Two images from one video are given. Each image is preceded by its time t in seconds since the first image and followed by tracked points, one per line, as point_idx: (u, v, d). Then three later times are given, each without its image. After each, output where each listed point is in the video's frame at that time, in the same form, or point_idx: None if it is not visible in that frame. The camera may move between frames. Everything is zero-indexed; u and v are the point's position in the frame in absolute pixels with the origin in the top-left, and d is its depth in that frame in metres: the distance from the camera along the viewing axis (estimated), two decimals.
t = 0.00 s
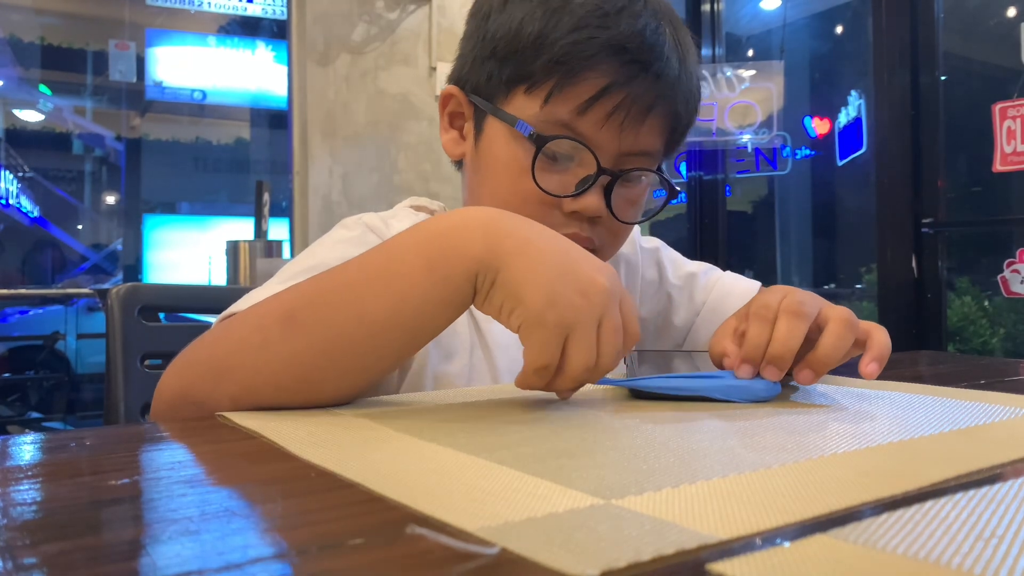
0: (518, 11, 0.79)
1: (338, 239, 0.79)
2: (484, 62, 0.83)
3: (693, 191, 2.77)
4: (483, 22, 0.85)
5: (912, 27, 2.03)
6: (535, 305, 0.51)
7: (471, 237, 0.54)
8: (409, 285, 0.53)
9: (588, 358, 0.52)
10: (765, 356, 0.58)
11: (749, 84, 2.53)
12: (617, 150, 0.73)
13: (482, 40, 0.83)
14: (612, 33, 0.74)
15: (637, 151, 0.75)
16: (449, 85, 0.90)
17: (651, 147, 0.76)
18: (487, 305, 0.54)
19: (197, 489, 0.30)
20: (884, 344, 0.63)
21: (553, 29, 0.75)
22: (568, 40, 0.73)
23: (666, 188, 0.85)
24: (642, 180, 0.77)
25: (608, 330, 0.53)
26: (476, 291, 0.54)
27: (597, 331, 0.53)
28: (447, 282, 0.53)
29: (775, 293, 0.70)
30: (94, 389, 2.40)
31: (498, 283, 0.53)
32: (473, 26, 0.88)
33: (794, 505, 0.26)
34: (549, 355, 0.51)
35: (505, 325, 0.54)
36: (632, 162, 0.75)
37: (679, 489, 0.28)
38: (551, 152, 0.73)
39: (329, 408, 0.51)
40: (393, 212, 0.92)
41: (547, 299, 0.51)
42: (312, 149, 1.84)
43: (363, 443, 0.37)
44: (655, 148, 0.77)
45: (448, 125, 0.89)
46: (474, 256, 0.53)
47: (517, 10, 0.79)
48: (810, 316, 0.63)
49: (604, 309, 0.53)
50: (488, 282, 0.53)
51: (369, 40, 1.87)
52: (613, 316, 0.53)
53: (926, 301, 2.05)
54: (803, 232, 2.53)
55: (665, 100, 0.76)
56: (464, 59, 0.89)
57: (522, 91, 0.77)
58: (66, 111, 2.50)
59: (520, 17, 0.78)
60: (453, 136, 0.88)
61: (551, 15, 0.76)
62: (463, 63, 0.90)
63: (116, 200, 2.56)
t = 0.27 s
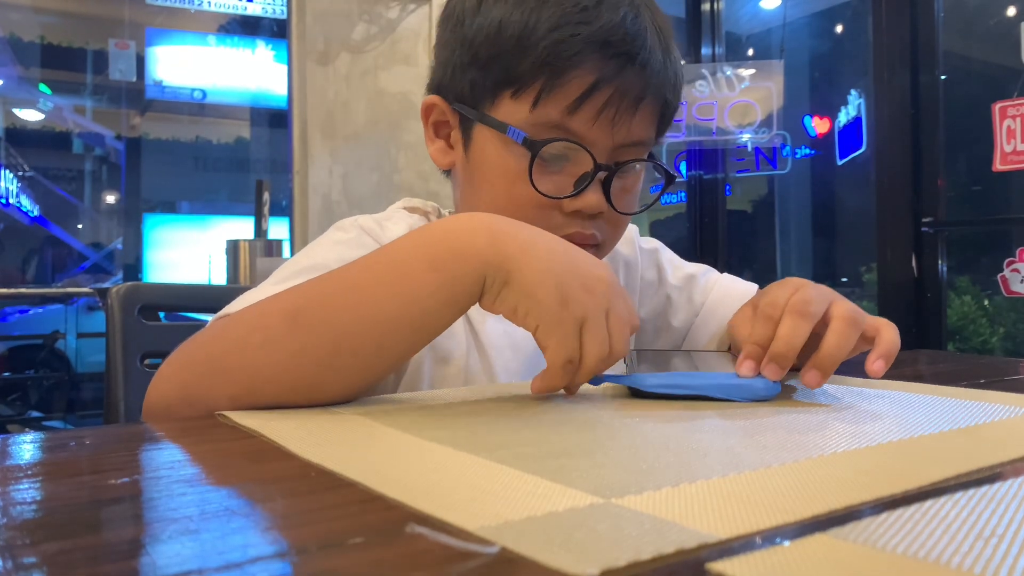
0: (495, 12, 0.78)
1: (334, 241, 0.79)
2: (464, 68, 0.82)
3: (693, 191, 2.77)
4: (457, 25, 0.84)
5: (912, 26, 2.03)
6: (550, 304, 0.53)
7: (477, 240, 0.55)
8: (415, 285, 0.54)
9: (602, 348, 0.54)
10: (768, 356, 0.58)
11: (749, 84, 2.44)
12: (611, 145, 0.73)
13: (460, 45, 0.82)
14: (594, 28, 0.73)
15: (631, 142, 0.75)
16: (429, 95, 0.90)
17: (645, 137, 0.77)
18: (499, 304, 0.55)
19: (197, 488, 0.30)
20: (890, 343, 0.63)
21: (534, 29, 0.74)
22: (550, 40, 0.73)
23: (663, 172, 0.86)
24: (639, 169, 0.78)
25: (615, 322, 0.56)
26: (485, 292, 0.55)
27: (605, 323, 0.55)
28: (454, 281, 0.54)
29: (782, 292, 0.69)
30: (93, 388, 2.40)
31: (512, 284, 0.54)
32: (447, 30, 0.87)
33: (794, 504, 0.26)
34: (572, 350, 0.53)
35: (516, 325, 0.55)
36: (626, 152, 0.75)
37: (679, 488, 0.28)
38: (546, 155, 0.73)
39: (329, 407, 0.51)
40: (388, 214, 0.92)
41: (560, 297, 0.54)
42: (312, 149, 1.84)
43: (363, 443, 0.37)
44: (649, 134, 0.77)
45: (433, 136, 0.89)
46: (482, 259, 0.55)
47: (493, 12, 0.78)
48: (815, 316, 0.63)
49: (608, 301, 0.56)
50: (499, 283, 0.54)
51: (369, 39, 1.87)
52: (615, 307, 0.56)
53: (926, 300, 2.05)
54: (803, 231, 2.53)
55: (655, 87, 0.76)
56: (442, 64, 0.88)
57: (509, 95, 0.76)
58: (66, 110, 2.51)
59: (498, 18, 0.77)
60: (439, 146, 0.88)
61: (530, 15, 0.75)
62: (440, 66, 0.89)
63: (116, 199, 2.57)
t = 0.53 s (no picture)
0: (481, 22, 0.77)
1: (328, 241, 0.79)
2: (451, 80, 0.81)
3: (693, 189, 2.76)
4: (440, 35, 0.83)
5: (912, 25, 2.02)
6: (557, 309, 0.55)
7: (481, 243, 0.56)
8: (420, 286, 0.54)
9: (603, 347, 0.56)
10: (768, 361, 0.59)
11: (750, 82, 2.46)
12: (608, 148, 0.74)
13: (445, 55, 0.81)
14: (584, 33, 0.73)
15: (628, 143, 0.75)
16: (412, 106, 0.89)
17: (641, 136, 0.77)
18: (504, 311, 0.56)
19: (196, 487, 0.30)
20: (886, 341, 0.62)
21: (523, 38, 0.74)
22: (541, 48, 0.72)
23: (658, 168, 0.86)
24: (636, 169, 0.78)
25: (614, 320, 0.57)
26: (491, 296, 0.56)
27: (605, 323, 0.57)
28: (459, 282, 0.54)
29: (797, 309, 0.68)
30: (93, 387, 2.40)
31: (520, 288, 0.55)
32: (429, 40, 0.85)
33: (795, 504, 0.26)
34: (576, 350, 0.55)
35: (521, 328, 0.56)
36: (624, 152, 0.75)
37: (679, 487, 0.28)
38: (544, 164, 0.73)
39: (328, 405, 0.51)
40: (381, 215, 0.92)
41: (565, 302, 0.55)
42: (312, 148, 1.84)
43: (363, 441, 0.37)
44: (644, 132, 0.77)
45: (421, 145, 0.89)
46: (488, 261, 0.55)
47: (479, 21, 0.77)
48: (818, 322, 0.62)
49: (608, 301, 0.57)
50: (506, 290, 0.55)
51: (369, 38, 1.87)
52: (615, 305, 0.58)
53: (926, 299, 2.05)
54: (803, 230, 2.53)
55: (649, 87, 0.76)
56: (426, 75, 0.87)
57: (501, 106, 0.76)
58: (66, 108, 2.50)
59: (484, 28, 0.77)
60: (429, 155, 0.88)
61: (518, 23, 0.74)
62: (423, 76, 0.88)
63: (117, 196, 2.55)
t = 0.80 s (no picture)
0: (476, 23, 0.77)
1: (324, 240, 0.79)
2: (446, 81, 0.81)
3: (693, 187, 2.75)
4: (435, 35, 0.82)
5: (913, 22, 2.02)
6: (555, 302, 0.55)
7: (480, 240, 0.56)
8: (420, 284, 0.54)
9: (602, 343, 0.56)
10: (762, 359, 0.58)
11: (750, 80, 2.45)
12: (603, 151, 0.74)
13: (440, 56, 0.81)
14: (580, 36, 0.73)
15: (624, 145, 0.75)
16: (407, 104, 0.89)
17: (637, 138, 0.77)
18: (500, 306, 0.56)
19: (196, 485, 0.30)
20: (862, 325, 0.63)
21: (519, 40, 0.73)
22: (537, 51, 0.72)
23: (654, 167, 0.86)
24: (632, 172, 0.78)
25: (612, 318, 0.58)
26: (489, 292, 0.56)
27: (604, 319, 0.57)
28: (457, 279, 0.54)
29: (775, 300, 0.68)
30: (94, 385, 2.39)
31: (518, 282, 0.55)
32: (424, 39, 0.85)
33: (796, 502, 0.26)
34: (576, 345, 0.55)
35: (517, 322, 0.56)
36: (619, 155, 0.76)
37: (678, 485, 0.28)
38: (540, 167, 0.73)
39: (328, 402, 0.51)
40: (378, 213, 0.92)
41: (564, 296, 0.55)
42: (312, 145, 1.84)
43: (362, 440, 0.37)
44: (641, 135, 0.78)
45: (417, 145, 0.89)
46: (487, 258, 0.55)
47: (473, 22, 0.77)
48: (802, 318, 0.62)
49: (605, 298, 0.58)
50: (504, 283, 0.55)
51: (369, 35, 1.87)
52: (613, 303, 0.58)
53: (927, 296, 2.05)
54: (803, 228, 2.53)
55: (645, 90, 0.76)
56: (421, 75, 0.86)
57: (496, 109, 0.76)
58: (66, 106, 2.50)
59: (479, 29, 0.76)
60: (424, 155, 0.88)
61: (513, 25, 0.74)
62: (417, 76, 0.88)
63: (116, 195, 2.56)
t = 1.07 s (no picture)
0: (474, 16, 0.77)
1: (324, 237, 0.79)
2: (446, 75, 0.81)
3: (693, 184, 2.74)
4: (435, 31, 0.83)
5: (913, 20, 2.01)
6: (557, 288, 0.52)
7: (475, 232, 0.55)
8: (412, 279, 0.53)
9: (619, 331, 0.52)
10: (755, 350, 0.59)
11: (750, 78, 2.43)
12: (601, 145, 0.73)
13: (440, 50, 0.81)
14: (576, 29, 0.72)
15: (622, 140, 0.75)
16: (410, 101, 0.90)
17: (635, 132, 0.76)
18: (502, 296, 0.54)
19: (196, 482, 0.30)
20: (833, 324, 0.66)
21: (515, 33, 0.73)
22: (532, 44, 0.72)
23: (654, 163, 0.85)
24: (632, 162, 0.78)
25: (624, 307, 0.54)
26: (487, 283, 0.54)
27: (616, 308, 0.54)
28: (451, 274, 0.54)
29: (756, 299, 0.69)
30: (94, 382, 2.39)
31: (513, 272, 0.53)
32: (425, 35, 0.86)
33: (796, 499, 0.26)
34: (585, 334, 0.51)
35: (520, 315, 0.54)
36: (617, 150, 0.75)
37: (679, 482, 0.28)
38: (537, 159, 0.73)
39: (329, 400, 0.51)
40: (380, 211, 0.92)
41: (567, 283, 0.52)
42: (312, 143, 1.84)
43: (362, 437, 0.37)
44: (639, 126, 0.77)
45: (418, 140, 0.89)
46: (481, 249, 0.54)
47: (471, 16, 0.77)
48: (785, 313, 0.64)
49: (614, 285, 0.55)
50: (499, 273, 0.53)
51: (369, 33, 1.87)
52: (623, 291, 0.55)
53: (927, 294, 2.05)
54: (804, 225, 2.53)
55: (642, 81, 0.76)
56: (422, 70, 0.87)
57: (493, 102, 0.76)
58: (66, 103, 2.49)
59: (477, 22, 0.76)
60: (425, 150, 0.88)
61: (510, 18, 0.74)
62: (419, 71, 0.88)
63: (116, 193, 2.55)
